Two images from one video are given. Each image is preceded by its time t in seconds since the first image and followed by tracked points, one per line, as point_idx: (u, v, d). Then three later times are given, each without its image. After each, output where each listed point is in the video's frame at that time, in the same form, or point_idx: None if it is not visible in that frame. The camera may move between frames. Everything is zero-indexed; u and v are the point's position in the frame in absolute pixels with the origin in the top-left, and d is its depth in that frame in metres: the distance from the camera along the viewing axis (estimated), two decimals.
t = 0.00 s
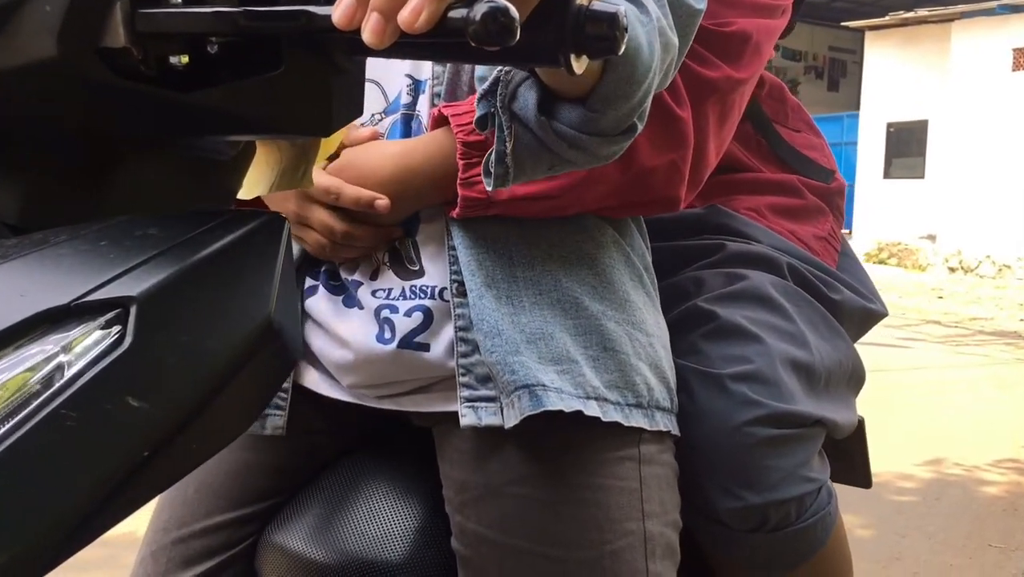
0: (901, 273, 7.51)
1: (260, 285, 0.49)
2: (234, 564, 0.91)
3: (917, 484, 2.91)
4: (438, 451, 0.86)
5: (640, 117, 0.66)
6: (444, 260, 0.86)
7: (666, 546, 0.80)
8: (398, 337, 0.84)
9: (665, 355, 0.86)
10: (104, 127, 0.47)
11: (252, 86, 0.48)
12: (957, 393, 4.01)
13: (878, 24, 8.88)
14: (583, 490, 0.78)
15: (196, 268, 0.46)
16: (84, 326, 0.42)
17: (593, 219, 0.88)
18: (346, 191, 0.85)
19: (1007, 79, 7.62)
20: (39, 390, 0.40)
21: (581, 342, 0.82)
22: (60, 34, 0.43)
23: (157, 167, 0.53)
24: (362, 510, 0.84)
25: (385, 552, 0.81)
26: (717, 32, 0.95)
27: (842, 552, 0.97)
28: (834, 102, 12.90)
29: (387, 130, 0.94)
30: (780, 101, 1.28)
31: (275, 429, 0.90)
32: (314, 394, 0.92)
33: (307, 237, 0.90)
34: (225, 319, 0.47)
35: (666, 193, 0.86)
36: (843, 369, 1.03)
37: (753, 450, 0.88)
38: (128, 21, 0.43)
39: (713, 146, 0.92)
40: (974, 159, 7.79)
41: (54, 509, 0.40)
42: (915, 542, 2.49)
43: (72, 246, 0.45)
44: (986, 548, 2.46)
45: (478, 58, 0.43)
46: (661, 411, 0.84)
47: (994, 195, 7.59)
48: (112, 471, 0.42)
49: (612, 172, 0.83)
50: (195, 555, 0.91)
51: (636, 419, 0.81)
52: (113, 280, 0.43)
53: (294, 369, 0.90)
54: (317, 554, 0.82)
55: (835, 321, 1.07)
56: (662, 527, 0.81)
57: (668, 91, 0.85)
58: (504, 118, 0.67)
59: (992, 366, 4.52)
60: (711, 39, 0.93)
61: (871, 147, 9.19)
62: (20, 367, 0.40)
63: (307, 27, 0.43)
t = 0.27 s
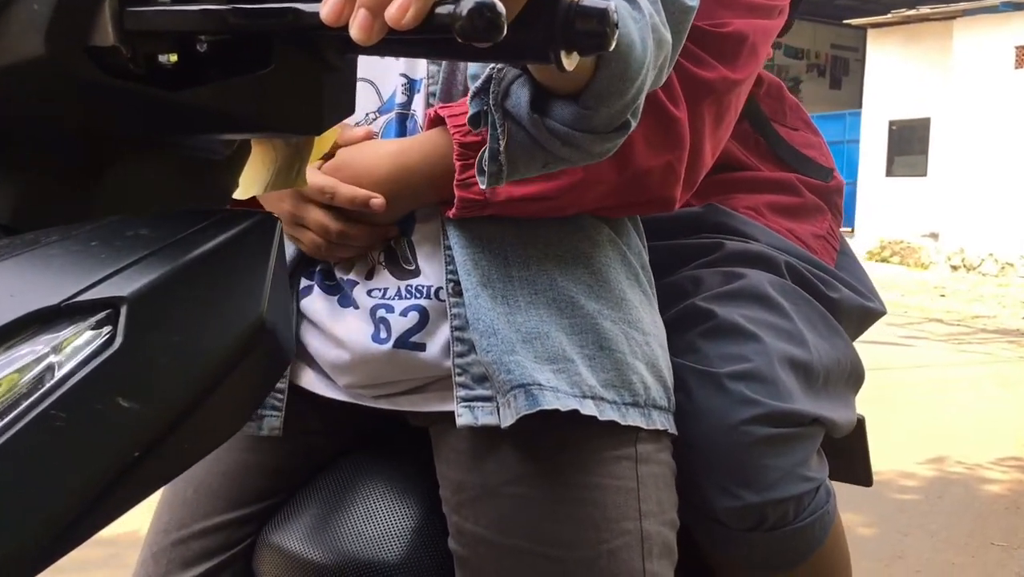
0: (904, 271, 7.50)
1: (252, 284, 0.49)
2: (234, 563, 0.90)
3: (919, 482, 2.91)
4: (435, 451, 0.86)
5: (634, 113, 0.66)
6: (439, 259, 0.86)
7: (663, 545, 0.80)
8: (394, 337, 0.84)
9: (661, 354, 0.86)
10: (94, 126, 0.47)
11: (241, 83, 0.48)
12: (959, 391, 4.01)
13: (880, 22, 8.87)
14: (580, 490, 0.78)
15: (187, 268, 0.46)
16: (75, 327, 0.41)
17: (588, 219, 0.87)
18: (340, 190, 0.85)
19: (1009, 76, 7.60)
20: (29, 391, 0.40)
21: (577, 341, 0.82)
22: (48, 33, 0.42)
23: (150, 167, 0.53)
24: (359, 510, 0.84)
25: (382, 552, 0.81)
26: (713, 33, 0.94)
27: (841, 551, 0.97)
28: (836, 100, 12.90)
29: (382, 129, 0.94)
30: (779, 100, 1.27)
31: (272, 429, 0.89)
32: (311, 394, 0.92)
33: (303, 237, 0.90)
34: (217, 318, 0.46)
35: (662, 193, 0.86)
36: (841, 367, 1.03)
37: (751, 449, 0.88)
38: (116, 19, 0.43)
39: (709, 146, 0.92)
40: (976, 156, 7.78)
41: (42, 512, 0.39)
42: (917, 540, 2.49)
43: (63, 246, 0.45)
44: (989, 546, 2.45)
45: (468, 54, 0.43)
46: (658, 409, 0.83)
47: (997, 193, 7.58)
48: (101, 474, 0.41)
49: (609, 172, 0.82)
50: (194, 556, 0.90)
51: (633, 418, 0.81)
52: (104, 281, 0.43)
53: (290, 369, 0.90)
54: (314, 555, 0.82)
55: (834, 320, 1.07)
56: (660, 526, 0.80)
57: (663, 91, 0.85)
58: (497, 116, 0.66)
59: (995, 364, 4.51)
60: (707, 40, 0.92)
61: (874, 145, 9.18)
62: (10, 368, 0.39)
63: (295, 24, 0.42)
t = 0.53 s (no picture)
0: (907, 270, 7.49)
1: (243, 284, 0.49)
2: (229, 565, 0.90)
3: (922, 481, 2.90)
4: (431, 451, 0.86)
5: (629, 110, 0.65)
6: (435, 260, 0.86)
7: (660, 546, 0.80)
8: (389, 337, 0.83)
9: (658, 353, 0.86)
10: (83, 126, 0.47)
11: (231, 82, 0.48)
12: (961, 389, 4.00)
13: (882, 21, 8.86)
14: (577, 490, 0.77)
15: (178, 269, 0.45)
16: (64, 329, 0.41)
17: (584, 219, 0.87)
18: (336, 191, 0.85)
19: (1012, 74, 7.59)
20: (16, 393, 0.39)
21: (572, 341, 0.81)
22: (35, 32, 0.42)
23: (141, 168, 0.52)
24: (356, 511, 0.84)
25: (379, 553, 0.80)
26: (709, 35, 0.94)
27: (840, 550, 0.96)
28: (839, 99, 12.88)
29: (376, 129, 0.94)
30: (777, 99, 1.27)
31: (269, 431, 0.88)
32: (308, 395, 0.92)
33: (298, 237, 0.89)
34: (207, 319, 0.46)
35: (658, 193, 0.85)
36: (841, 368, 1.02)
37: (748, 449, 0.87)
38: (105, 20, 0.42)
39: (705, 147, 0.91)
40: (979, 155, 7.77)
41: (29, 514, 0.39)
42: (920, 539, 2.48)
43: (52, 248, 0.44)
44: (992, 545, 2.45)
45: (458, 53, 0.43)
46: (655, 409, 0.83)
47: (999, 191, 7.57)
48: (89, 475, 0.41)
49: (606, 173, 0.82)
50: (191, 557, 0.90)
51: (629, 417, 0.80)
52: (93, 282, 0.42)
53: (286, 370, 0.89)
54: (311, 556, 0.82)
55: (833, 319, 1.06)
56: (657, 526, 0.80)
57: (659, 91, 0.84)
58: (493, 115, 0.66)
59: (998, 362, 4.50)
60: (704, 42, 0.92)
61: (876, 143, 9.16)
62: None
63: (283, 23, 0.43)
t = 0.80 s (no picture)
0: (908, 267, 7.48)
1: (233, 283, 0.48)
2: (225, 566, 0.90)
3: (923, 478, 2.89)
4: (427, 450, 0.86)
5: (622, 105, 0.65)
6: (431, 258, 0.86)
7: (656, 545, 0.79)
8: (385, 336, 0.83)
9: (655, 352, 0.85)
10: (71, 125, 0.46)
11: (220, 80, 0.48)
12: (961, 387, 4.00)
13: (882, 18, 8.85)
14: (573, 489, 0.77)
15: (166, 269, 0.45)
16: (50, 330, 0.41)
17: (580, 216, 0.87)
18: (330, 189, 0.85)
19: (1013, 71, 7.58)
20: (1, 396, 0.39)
21: (569, 339, 0.81)
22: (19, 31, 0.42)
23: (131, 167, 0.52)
24: (352, 511, 0.83)
25: (376, 553, 0.80)
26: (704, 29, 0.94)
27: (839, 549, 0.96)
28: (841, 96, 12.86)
29: (370, 126, 0.93)
30: (775, 96, 1.26)
31: (264, 430, 0.87)
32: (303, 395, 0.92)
33: (294, 237, 0.89)
34: (196, 318, 0.46)
35: (654, 189, 0.85)
36: (839, 365, 1.02)
37: (745, 448, 0.87)
38: (91, 18, 0.42)
39: (701, 143, 0.91)
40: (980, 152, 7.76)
41: (14, 517, 0.38)
42: (922, 537, 2.48)
43: (39, 248, 0.44)
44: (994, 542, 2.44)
45: (446, 51, 0.43)
46: (652, 408, 0.83)
47: (1001, 187, 7.56)
48: (75, 476, 0.41)
49: (601, 170, 0.82)
50: (187, 558, 0.89)
51: (626, 415, 0.80)
52: (79, 283, 0.42)
53: (281, 370, 0.89)
54: (307, 556, 0.81)
55: (830, 316, 1.06)
56: (653, 526, 0.79)
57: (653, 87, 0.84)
58: (484, 113, 0.65)
59: (1000, 360, 4.49)
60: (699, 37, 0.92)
61: (877, 141, 9.15)
62: None
63: (269, 21, 0.43)
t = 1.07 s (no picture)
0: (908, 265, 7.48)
1: (226, 283, 0.48)
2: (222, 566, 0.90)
3: (923, 476, 2.89)
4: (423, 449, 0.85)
5: (617, 102, 0.65)
6: (427, 258, 0.86)
7: (650, 544, 0.79)
8: (381, 336, 0.83)
9: (652, 351, 0.85)
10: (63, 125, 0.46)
11: (212, 78, 0.47)
12: (961, 385, 3.99)
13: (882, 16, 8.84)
14: (569, 488, 0.77)
15: (160, 269, 0.45)
16: (43, 331, 0.40)
17: (577, 215, 0.87)
18: (326, 189, 0.84)
19: (1013, 69, 7.57)
20: None
21: (566, 338, 0.81)
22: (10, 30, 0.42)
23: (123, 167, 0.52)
24: (349, 511, 0.83)
25: (372, 553, 0.80)
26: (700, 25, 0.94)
27: (836, 548, 0.96)
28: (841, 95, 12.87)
29: (366, 126, 0.93)
30: (772, 93, 1.26)
31: (261, 431, 0.87)
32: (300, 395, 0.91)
33: (290, 238, 0.89)
34: (189, 319, 0.45)
35: (651, 188, 0.85)
36: (837, 363, 1.02)
37: (743, 447, 0.87)
38: (82, 16, 0.42)
39: (698, 141, 0.91)
40: (980, 150, 7.76)
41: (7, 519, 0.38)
42: (922, 535, 2.48)
43: (31, 249, 0.44)
44: (993, 540, 2.44)
45: (439, 49, 0.43)
46: (649, 407, 0.83)
47: (1000, 186, 7.55)
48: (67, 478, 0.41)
49: (597, 168, 0.81)
50: (184, 558, 0.89)
51: (623, 415, 0.80)
52: (72, 283, 0.42)
53: (278, 371, 0.89)
54: (304, 556, 0.81)
55: (828, 315, 1.06)
56: (648, 525, 0.79)
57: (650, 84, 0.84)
58: (479, 111, 0.66)
59: (1000, 358, 4.49)
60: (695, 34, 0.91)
61: (877, 139, 9.15)
62: None
63: (262, 19, 0.43)
